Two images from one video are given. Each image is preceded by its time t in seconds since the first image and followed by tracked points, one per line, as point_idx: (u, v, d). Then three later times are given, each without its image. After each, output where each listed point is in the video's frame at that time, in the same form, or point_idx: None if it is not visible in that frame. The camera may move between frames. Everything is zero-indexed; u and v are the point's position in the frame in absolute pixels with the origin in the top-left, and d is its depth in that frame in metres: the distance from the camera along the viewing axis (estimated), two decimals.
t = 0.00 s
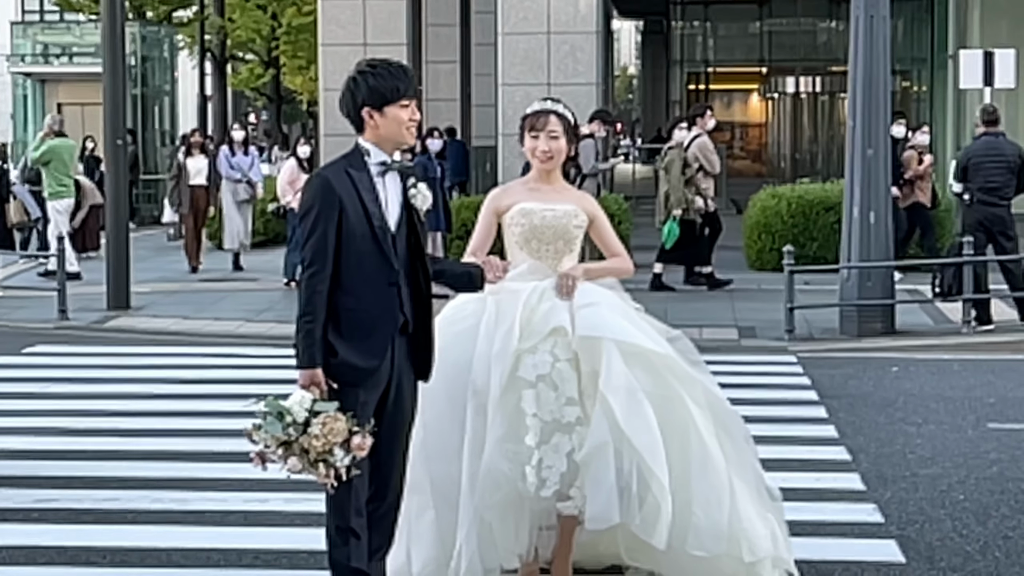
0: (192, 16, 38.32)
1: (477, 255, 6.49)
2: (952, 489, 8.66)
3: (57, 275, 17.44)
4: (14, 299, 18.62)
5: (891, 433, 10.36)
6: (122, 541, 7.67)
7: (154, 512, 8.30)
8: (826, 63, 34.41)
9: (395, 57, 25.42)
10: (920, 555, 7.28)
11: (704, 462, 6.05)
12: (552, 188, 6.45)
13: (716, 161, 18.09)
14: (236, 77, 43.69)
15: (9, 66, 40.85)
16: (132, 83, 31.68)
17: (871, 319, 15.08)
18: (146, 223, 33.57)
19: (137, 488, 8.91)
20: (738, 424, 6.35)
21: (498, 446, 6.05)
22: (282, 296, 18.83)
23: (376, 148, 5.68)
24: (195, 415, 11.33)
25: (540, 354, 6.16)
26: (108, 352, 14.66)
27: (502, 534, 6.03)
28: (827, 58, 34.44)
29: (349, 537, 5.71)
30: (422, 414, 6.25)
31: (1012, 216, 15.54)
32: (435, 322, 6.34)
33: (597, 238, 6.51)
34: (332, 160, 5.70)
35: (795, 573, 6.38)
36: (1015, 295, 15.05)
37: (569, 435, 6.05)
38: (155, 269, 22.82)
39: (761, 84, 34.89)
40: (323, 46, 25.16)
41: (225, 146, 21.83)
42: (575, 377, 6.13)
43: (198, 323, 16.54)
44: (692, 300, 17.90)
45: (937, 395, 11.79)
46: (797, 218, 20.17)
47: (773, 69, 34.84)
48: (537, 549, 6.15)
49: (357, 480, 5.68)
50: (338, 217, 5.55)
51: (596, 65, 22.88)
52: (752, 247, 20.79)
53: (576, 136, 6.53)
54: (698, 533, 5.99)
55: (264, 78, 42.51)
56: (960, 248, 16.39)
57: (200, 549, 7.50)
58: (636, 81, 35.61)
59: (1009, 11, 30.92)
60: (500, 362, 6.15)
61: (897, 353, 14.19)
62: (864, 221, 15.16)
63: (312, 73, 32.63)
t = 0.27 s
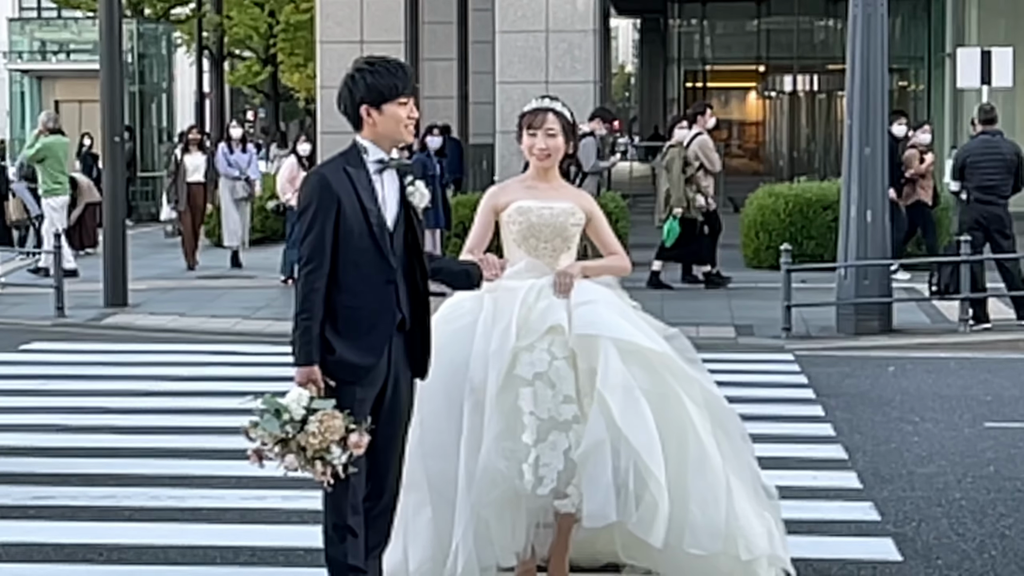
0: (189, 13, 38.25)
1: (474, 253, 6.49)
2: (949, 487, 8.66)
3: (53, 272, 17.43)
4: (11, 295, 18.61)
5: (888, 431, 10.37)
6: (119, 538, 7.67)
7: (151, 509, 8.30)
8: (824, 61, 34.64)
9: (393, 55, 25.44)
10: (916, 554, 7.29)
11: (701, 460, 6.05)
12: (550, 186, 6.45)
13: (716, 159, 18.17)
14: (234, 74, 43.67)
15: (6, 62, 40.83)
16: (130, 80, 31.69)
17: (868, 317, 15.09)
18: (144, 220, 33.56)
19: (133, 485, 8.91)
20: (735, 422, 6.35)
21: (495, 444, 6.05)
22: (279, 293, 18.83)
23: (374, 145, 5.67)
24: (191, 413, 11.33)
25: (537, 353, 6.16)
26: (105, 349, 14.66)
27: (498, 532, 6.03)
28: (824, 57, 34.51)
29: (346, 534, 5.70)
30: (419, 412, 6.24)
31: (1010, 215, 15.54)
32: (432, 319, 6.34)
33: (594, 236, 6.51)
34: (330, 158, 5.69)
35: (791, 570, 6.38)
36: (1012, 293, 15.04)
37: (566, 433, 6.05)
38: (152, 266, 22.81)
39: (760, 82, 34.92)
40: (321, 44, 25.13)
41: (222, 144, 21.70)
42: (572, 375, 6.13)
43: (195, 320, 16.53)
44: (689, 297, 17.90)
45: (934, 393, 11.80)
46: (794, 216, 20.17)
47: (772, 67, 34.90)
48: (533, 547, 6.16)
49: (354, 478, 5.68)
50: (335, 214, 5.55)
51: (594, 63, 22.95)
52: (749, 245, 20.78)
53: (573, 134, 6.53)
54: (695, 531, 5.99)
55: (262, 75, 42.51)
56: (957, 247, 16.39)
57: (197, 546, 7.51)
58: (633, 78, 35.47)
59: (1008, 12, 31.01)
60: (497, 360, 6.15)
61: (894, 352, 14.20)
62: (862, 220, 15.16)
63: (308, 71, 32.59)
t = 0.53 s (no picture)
0: (188, 11, 38.29)
1: (472, 252, 6.49)
2: (946, 486, 8.67)
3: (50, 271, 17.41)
4: (8, 294, 18.59)
5: (886, 431, 10.37)
6: (117, 536, 7.66)
7: (149, 508, 8.30)
8: (821, 60, 35.08)
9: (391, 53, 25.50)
10: (914, 553, 7.29)
11: (698, 459, 6.05)
12: (548, 185, 6.45)
13: (717, 159, 18.10)
14: (231, 73, 43.68)
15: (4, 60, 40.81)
16: (127, 78, 31.70)
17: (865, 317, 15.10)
18: (141, 218, 33.57)
19: (131, 484, 8.90)
20: (733, 421, 6.34)
21: (493, 442, 6.05)
22: (276, 292, 18.83)
23: (372, 144, 5.68)
24: (188, 411, 11.32)
25: (534, 352, 6.16)
26: (102, 347, 14.65)
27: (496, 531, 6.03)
28: (821, 56, 35.05)
29: (343, 533, 5.70)
30: (416, 412, 6.24)
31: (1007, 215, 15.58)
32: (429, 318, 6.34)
33: (592, 235, 6.51)
34: (328, 157, 5.70)
35: (789, 570, 6.38)
36: (1009, 293, 15.07)
37: (564, 432, 6.05)
38: (150, 265, 22.80)
39: (756, 82, 35.50)
40: (319, 41, 25.09)
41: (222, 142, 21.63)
42: (570, 374, 6.13)
43: (193, 319, 16.52)
44: (688, 296, 17.91)
45: (931, 393, 11.80)
46: (792, 216, 20.18)
47: (769, 67, 35.43)
48: (531, 546, 6.16)
49: (352, 477, 5.68)
50: (333, 212, 5.55)
51: (592, 61, 23.04)
52: (747, 245, 20.79)
53: (571, 133, 6.53)
54: (692, 530, 5.99)
55: (259, 74, 42.52)
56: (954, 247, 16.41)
57: (195, 545, 7.50)
58: (632, 79, 34.77)
59: (1005, 11, 31.15)
60: (495, 359, 6.15)
61: (891, 351, 14.20)
62: (859, 219, 15.16)
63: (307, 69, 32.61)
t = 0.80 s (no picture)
0: (188, 11, 38.27)
1: (471, 252, 6.49)
2: (945, 487, 8.66)
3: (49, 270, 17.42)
4: (7, 293, 18.59)
5: (884, 431, 10.37)
6: (115, 536, 7.66)
7: (148, 507, 8.30)
8: (820, 60, 35.28)
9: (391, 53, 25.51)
10: (912, 553, 7.29)
11: (698, 459, 6.05)
12: (547, 185, 6.45)
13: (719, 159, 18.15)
14: (230, 72, 43.65)
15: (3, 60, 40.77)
16: (127, 78, 31.67)
17: (864, 316, 15.10)
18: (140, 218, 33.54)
19: (129, 483, 8.90)
20: (732, 422, 6.34)
21: (491, 441, 6.05)
22: (276, 292, 18.82)
23: (371, 144, 5.68)
24: (187, 411, 11.32)
25: (534, 352, 6.16)
26: (101, 347, 14.66)
27: (494, 531, 6.04)
28: (821, 56, 35.25)
29: (343, 533, 5.70)
30: (415, 411, 6.24)
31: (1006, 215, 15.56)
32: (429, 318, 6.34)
33: (591, 234, 6.51)
34: (328, 156, 5.69)
35: (788, 571, 6.39)
36: (1008, 293, 15.08)
37: (563, 432, 6.05)
38: (150, 264, 22.81)
39: (756, 82, 35.52)
40: (318, 42, 25.14)
41: (222, 142, 21.65)
42: (569, 374, 6.13)
43: (191, 318, 16.52)
44: (687, 296, 17.91)
45: (929, 393, 11.80)
46: (791, 215, 20.17)
47: (768, 67, 35.45)
48: (529, 545, 6.16)
49: (351, 477, 5.67)
50: (333, 213, 5.55)
51: (591, 61, 23.09)
52: (747, 244, 20.70)
53: (570, 134, 6.54)
54: (692, 531, 5.99)
55: (259, 74, 42.49)
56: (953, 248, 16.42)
57: (194, 544, 7.51)
58: (631, 77, 34.83)
59: (1004, 11, 31.40)
60: (494, 359, 6.15)
61: (890, 351, 14.20)
62: (858, 219, 15.15)
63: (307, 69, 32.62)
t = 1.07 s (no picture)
0: (186, 12, 38.24)
1: (471, 253, 6.48)
2: (945, 488, 8.67)
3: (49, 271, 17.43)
4: (6, 294, 18.56)
5: (884, 432, 10.37)
6: (115, 537, 7.66)
7: (147, 509, 8.29)
8: (820, 61, 35.52)
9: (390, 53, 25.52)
10: (912, 554, 7.29)
11: (698, 461, 6.05)
12: (546, 186, 6.44)
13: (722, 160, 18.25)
14: (230, 73, 43.61)
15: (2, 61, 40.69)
16: (126, 79, 31.64)
17: (864, 317, 15.10)
18: (140, 219, 33.53)
19: (129, 484, 8.89)
20: (732, 422, 6.34)
21: (491, 443, 6.05)
22: (275, 292, 18.82)
23: (371, 145, 5.68)
24: (187, 412, 11.32)
25: (533, 353, 6.16)
26: (101, 348, 14.65)
27: (494, 532, 6.04)
28: (821, 57, 35.49)
29: (342, 534, 5.70)
30: (414, 413, 6.24)
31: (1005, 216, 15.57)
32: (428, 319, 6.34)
33: (590, 236, 6.51)
34: (327, 157, 5.69)
35: (787, 571, 6.39)
36: (1008, 294, 15.08)
37: (562, 433, 6.05)
38: (150, 265, 22.82)
39: (755, 82, 35.78)
40: (318, 42, 25.17)
41: (222, 144, 21.63)
42: (569, 375, 6.13)
43: (191, 319, 16.51)
44: (687, 297, 17.92)
45: (929, 394, 11.81)
46: (791, 216, 20.17)
47: (767, 67, 35.69)
48: (528, 546, 6.16)
49: (351, 478, 5.68)
50: (332, 213, 5.55)
51: (591, 63, 23.12)
52: (746, 245, 20.67)
53: (570, 134, 6.53)
54: (692, 531, 5.99)
55: (258, 75, 42.46)
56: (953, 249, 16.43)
57: (193, 546, 7.50)
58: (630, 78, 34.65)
59: (1004, 12, 31.66)
60: (494, 360, 6.15)
61: (890, 352, 14.19)
62: (858, 221, 15.16)
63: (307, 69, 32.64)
